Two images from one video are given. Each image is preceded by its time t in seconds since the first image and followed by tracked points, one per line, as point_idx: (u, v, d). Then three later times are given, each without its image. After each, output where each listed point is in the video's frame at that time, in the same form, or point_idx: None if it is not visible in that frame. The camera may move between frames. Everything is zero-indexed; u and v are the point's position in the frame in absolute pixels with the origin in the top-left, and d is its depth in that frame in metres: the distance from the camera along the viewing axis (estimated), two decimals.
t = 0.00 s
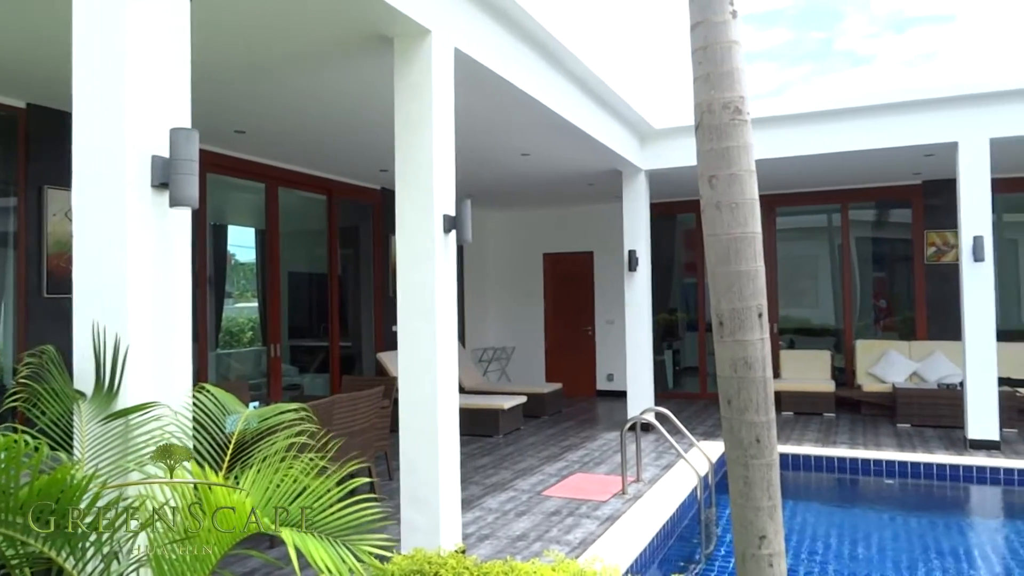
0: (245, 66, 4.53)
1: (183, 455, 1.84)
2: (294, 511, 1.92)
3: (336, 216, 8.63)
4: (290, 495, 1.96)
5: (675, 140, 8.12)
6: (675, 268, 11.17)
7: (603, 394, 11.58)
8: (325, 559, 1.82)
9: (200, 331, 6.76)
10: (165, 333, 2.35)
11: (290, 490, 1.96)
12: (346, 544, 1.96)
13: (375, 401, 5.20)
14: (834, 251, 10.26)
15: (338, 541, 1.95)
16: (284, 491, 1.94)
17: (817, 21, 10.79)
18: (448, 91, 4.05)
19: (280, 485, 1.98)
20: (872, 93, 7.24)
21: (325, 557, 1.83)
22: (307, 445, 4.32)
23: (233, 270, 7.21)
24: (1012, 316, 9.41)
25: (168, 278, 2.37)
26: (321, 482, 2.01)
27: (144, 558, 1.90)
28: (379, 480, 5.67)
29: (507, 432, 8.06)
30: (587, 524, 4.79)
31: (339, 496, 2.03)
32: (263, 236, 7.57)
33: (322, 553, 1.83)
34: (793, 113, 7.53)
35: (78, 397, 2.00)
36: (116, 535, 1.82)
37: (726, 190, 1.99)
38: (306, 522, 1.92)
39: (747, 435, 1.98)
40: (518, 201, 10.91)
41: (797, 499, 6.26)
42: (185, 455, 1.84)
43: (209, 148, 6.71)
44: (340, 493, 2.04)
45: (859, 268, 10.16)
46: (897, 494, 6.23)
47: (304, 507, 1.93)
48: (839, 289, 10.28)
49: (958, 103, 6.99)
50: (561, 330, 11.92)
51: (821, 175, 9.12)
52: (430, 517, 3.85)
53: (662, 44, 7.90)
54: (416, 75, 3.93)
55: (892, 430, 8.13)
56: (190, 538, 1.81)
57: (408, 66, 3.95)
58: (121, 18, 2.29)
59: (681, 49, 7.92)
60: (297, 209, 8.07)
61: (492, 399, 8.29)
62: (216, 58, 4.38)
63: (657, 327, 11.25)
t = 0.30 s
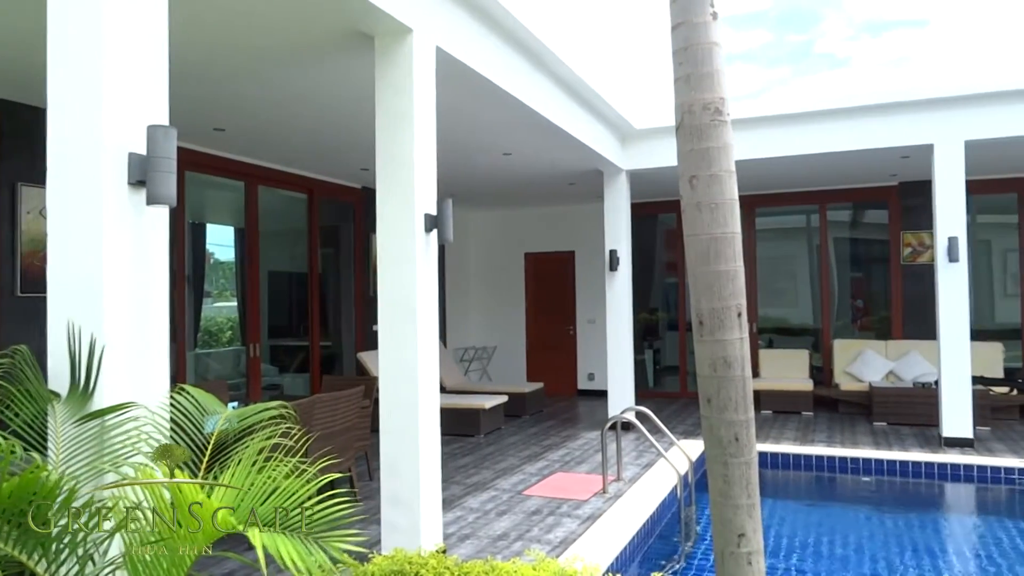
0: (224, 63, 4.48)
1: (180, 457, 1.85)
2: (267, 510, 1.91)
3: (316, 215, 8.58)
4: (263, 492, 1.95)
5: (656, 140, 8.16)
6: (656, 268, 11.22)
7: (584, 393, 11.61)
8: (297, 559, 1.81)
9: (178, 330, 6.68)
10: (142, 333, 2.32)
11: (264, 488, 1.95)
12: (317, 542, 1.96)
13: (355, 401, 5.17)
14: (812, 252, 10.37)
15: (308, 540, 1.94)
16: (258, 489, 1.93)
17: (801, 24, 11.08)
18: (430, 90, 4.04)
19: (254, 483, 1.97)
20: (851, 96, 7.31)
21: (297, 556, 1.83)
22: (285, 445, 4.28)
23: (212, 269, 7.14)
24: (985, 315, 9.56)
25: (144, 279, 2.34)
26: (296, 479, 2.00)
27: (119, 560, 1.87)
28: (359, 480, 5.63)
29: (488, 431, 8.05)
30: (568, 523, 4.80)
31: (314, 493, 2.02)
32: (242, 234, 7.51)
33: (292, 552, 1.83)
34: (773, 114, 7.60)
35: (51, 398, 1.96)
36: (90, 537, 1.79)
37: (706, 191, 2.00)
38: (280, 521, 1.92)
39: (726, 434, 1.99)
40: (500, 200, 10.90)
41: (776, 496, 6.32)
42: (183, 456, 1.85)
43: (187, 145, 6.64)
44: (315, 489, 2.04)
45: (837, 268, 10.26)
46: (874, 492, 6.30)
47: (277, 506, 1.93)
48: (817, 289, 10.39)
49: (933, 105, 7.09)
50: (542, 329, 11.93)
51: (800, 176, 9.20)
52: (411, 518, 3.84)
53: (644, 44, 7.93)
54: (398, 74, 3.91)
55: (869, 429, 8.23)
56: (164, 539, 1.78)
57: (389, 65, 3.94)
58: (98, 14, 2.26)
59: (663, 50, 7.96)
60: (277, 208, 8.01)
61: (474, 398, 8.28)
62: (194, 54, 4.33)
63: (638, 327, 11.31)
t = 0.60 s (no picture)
0: (204, 61, 4.44)
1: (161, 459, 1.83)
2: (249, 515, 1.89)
3: (298, 214, 8.53)
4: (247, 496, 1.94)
5: (639, 140, 8.19)
6: (639, 268, 11.27)
7: (567, 392, 11.63)
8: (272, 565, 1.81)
9: (158, 330, 6.61)
10: (120, 333, 2.30)
11: (246, 494, 1.93)
12: (295, 552, 1.92)
13: (338, 401, 5.15)
14: (793, 252, 10.45)
15: (288, 547, 1.92)
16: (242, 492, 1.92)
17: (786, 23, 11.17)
18: (413, 89, 4.03)
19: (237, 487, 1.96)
20: (832, 97, 7.38)
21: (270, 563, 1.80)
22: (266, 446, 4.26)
23: (193, 269, 7.07)
24: (962, 315, 9.69)
25: (122, 279, 2.31)
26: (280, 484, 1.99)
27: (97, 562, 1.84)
28: (342, 481, 5.61)
29: (471, 431, 8.04)
30: (551, 522, 4.81)
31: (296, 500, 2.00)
32: (223, 233, 7.44)
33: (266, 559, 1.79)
34: (754, 115, 7.65)
35: (28, 399, 1.93)
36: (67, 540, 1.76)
37: (688, 191, 2.01)
38: (258, 526, 1.90)
39: (708, 432, 2.00)
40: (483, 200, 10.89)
41: (757, 495, 6.36)
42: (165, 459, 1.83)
43: (166, 143, 6.57)
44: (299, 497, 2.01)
45: (818, 268, 10.35)
46: (854, 489, 6.37)
47: (257, 511, 1.91)
48: (797, 289, 10.47)
49: (912, 107, 7.17)
50: (525, 329, 11.94)
51: (781, 177, 9.27)
52: (395, 518, 3.83)
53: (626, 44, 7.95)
54: (381, 73, 3.90)
55: (849, 427, 8.31)
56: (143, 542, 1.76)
57: (372, 65, 3.92)
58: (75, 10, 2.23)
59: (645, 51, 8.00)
60: (258, 207, 7.95)
61: (457, 398, 8.27)
62: (174, 52, 4.28)
63: (620, 327, 11.34)
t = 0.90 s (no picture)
0: (185, 58, 4.40)
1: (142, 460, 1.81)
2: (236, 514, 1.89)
3: (281, 213, 8.47)
4: (231, 496, 1.94)
5: (623, 140, 8.22)
6: (623, 267, 11.30)
7: (551, 392, 11.65)
8: (267, 562, 1.79)
9: (139, 330, 6.54)
10: (100, 332, 2.27)
11: (229, 495, 1.91)
12: (288, 547, 1.94)
13: (321, 401, 5.12)
14: (775, 252, 10.53)
15: (278, 545, 1.92)
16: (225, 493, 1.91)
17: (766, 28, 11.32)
18: (397, 87, 4.01)
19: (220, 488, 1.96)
20: (813, 98, 7.44)
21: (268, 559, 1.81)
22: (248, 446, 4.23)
23: (174, 268, 7.00)
24: (941, 314, 9.81)
25: (102, 278, 2.29)
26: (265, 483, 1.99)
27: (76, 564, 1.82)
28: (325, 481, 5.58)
29: (456, 431, 8.03)
30: (536, 522, 4.82)
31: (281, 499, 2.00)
32: (204, 232, 7.38)
33: (263, 555, 1.81)
34: (737, 116, 7.69)
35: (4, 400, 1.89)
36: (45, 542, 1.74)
37: (671, 191, 2.02)
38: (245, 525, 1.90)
39: (691, 431, 2.01)
40: (467, 200, 10.87)
41: (740, 493, 6.40)
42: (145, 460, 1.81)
43: (147, 141, 6.50)
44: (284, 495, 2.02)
45: (800, 267, 10.43)
46: (834, 487, 6.43)
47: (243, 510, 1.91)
48: (780, 288, 10.55)
49: (893, 108, 7.24)
50: (509, 328, 11.94)
51: (763, 177, 9.34)
52: (378, 518, 3.82)
53: (610, 44, 7.96)
54: (365, 72, 3.88)
55: (830, 425, 8.39)
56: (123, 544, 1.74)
57: (355, 63, 3.90)
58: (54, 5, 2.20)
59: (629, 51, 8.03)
60: (241, 206, 7.89)
61: (441, 398, 8.25)
62: (154, 49, 4.24)
63: (605, 326, 11.37)
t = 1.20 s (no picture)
0: (163, 55, 4.35)
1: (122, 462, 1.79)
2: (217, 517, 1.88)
3: (263, 212, 8.41)
4: (213, 500, 1.92)
5: (606, 140, 8.24)
6: (606, 267, 11.34)
7: (534, 391, 11.67)
8: (252, 564, 1.78)
9: (118, 330, 6.47)
10: (77, 333, 2.24)
11: (213, 495, 1.94)
12: (276, 551, 1.92)
13: (304, 402, 5.09)
14: (756, 251, 10.61)
15: (265, 547, 1.91)
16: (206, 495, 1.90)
17: (748, 29, 11.57)
18: (380, 86, 4.00)
19: (202, 491, 1.94)
20: (794, 99, 7.49)
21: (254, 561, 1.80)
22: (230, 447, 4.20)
23: (154, 268, 6.93)
24: (920, 313, 9.93)
25: (79, 278, 2.26)
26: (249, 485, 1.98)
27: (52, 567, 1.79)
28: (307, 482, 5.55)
29: (439, 431, 8.02)
30: (519, 521, 4.82)
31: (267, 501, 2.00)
32: (185, 231, 7.32)
33: (249, 558, 1.79)
34: (718, 116, 7.74)
35: None
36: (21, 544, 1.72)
37: (653, 191, 2.03)
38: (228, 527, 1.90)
39: (673, 430, 2.02)
40: (450, 199, 10.86)
41: (721, 491, 6.44)
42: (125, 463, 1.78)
43: (125, 139, 6.42)
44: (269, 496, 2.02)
45: (781, 267, 10.52)
46: (814, 485, 6.49)
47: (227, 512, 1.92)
48: (761, 288, 10.63)
49: (872, 109, 7.32)
50: (492, 328, 11.94)
51: (745, 177, 9.40)
52: (361, 519, 3.80)
53: (593, 44, 7.99)
54: (347, 70, 3.86)
55: (811, 423, 8.47)
56: (103, 547, 1.72)
57: (337, 61, 3.88)
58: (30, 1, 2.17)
59: (611, 51, 8.05)
60: (221, 205, 7.83)
61: (424, 398, 8.23)
62: (131, 45, 4.19)
63: (588, 325, 11.41)
